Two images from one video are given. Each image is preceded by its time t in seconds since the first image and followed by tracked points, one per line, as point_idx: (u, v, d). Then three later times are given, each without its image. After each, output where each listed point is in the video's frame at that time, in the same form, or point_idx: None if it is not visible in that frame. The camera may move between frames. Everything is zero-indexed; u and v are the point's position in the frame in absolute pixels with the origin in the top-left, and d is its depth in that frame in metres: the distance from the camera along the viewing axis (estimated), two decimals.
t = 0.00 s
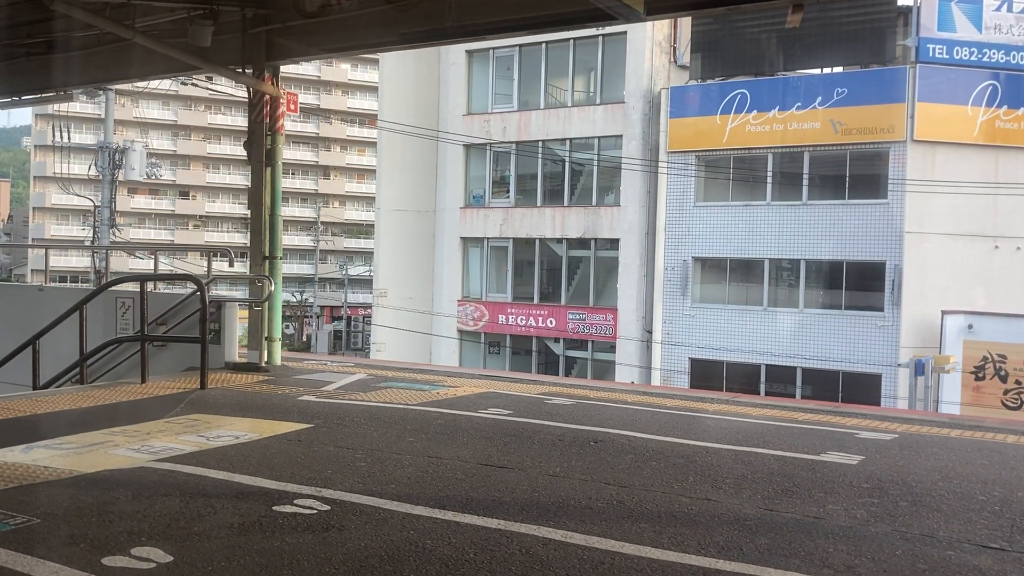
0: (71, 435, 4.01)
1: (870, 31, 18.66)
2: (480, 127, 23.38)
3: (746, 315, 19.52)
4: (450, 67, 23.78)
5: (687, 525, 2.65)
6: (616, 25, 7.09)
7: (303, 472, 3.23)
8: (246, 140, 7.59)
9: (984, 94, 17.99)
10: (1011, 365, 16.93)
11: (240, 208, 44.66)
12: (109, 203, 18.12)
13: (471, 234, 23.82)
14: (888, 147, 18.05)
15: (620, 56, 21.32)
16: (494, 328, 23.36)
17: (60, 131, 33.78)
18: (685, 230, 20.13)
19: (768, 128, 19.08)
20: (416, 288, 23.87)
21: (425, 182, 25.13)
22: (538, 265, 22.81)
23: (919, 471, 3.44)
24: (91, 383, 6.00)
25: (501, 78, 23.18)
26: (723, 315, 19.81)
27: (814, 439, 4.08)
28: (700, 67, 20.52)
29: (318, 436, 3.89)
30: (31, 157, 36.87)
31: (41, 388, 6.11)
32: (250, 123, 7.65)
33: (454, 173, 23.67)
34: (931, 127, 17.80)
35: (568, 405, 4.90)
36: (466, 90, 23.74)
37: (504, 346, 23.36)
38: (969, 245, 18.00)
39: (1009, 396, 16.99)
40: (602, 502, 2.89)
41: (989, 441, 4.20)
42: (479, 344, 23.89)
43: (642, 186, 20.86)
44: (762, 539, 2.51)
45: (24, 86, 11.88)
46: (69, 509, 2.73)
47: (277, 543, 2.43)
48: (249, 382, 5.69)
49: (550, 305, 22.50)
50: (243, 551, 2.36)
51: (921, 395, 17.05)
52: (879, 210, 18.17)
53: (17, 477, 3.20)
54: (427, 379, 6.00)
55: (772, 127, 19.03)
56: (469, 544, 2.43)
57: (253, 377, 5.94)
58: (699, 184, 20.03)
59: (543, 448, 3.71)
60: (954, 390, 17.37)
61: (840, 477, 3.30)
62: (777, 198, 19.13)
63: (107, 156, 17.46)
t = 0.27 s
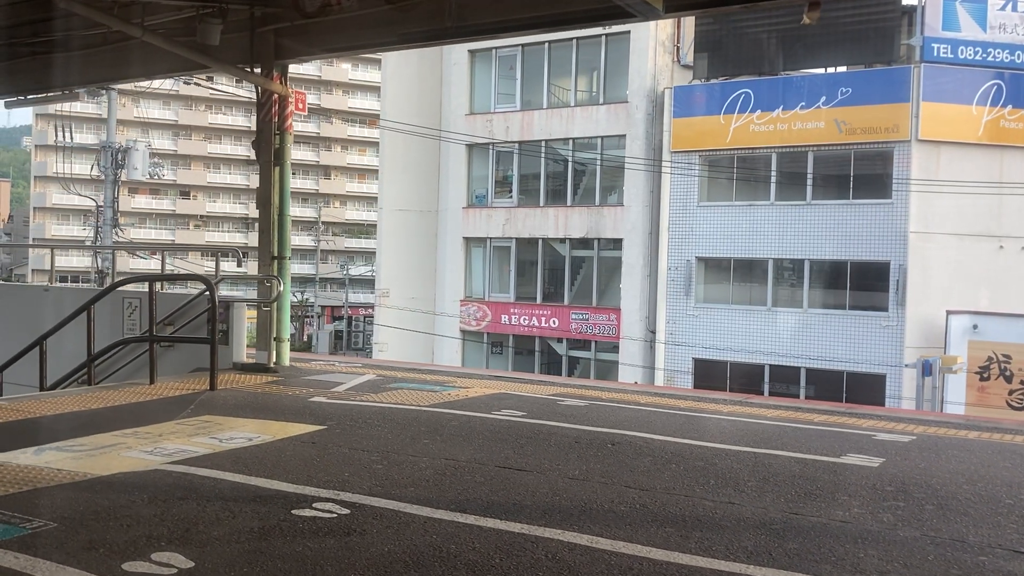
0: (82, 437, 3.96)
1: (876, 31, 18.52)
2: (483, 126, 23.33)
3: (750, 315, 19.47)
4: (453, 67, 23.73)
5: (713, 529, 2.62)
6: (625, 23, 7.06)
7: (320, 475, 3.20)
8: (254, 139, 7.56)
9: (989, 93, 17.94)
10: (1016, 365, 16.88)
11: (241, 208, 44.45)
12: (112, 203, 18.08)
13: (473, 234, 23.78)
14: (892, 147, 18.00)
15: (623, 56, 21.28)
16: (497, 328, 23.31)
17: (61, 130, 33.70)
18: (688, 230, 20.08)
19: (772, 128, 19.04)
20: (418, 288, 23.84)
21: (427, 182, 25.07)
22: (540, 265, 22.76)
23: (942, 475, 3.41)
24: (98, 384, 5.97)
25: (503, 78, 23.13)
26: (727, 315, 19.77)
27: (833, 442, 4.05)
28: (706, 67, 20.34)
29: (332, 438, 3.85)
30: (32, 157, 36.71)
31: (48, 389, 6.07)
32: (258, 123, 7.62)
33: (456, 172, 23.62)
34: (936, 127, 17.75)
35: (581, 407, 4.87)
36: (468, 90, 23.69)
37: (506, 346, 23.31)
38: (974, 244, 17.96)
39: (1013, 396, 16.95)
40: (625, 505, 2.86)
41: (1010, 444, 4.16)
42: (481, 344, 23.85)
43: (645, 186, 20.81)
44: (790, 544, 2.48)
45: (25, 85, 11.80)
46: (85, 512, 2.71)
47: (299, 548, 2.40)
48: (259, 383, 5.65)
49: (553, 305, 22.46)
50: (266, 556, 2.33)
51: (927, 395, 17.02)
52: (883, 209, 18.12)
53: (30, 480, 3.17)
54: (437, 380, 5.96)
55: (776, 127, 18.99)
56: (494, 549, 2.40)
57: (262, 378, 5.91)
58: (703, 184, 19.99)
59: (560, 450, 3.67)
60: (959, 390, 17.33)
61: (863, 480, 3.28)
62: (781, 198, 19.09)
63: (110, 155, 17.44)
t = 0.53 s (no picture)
0: (92, 438, 3.95)
1: (879, 30, 18.39)
2: (484, 126, 23.30)
3: (753, 315, 19.43)
4: (456, 66, 23.70)
5: (733, 533, 2.62)
6: (632, 22, 7.03)
7: (333, 477, 3.18)
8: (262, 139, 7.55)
9: (992, 93, 17.91)
10: (1021, 366, 16.82)
11: (241, 208, 44.27)
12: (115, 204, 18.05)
13: (475, 234, 23.76)
14: (896, 147, 17.96)
15: (626, 56, 21.25)
16: (499, 328, 23.28)
17: (62, 130, 33.69)
18: (691, 230, 20.05)
19: (775, 128, 19.01)
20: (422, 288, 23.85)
21: (429, 181, 25.02)
22: (542, 265, 22.73)
23: (961, 478, 3.39)
24: (104, 386, 5.92)
25: (505, 78, 23.11)
26: (730, 315, 19.73)
27: (849, 444, 4.03)
28: (710, 66, 20.29)
29: (343, 440, 3.82)
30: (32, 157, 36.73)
31: (54, 391, 6.04)
32: (265, 122, 7.60)
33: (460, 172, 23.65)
34: (939, 127, 17.72)
35: (591, 408, 4.83)
36: (470, 90, 23.66)
37: (509, 346, 23.27)
38: (978, 245, 17.92)
39: (1018, 396, 16.84)
40: (642, 508, 2.85)
41: None
42: (483, 344, 23.80)
43: (648, 186, 20.78)
44: (814, 548, 2.49)
45: (27, 85, 11.76)
46: (99, 516, 2.73)
47: (316, 552, 2.39)
48: (267, 384, 5.62)
49: (556, 305, 22.42)
50: (283, 561, 2.32)
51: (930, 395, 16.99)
52: (887, 209, 18.08)
53: (43, 481, 3.16)
54: (445, 381, 5.92)
55: (779, 127, 18.95)
56: (514, 553, 2.39)
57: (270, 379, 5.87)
58: (706, 184, 19.95)
59: (573, 452, 3.64)
60: (963, 390, 17.27)
61: (881, 483, 3.27)
62: (785, 198, 19.05)
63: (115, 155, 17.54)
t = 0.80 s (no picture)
0: (98, 440, 3.91)
1: (881, 30, 18.37)
2: (486, 126, 23.27)
3: (754, 316, 19.41)
4: (457, 66, 23.68)
5: (746, 535, 2.63)
6: (638, 21, 7.01)
7: (342, 479, 3.16)
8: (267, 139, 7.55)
9: (995, 93, 17.88)
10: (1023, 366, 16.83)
11: (241, 208, 44.17)
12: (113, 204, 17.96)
13: (477, 234, 23.74)
14: (898, 147, 17.94)
15: (628, 56, 21.23)
16: (500, 328, 23.26)
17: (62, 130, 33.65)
18: (693, 230, 20.03)
19: (776, 128, 18.98)
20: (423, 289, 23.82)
21: (430, 181, 25.00)
22: (544, 265, 22.71)
23: (973, 479, 3.39)
24: (108, 386, 5.90)
25: (507, 78, 23.09)
26: (731, 315, 19.72)
27: (859, 445, 4.02)
28: (714, 65, 20.29)
29: (351, 441, 3.80)
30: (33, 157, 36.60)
31: (57, 391, 6.01)
32: (270, 122, 7.58)
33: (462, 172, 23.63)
34: (942, 127, 17.70)
35: (599, 409, 4.81)
36: (472, 89, 23.63)
37: (510, 346, 23.24)
38: (980, 245, 17.90)
39: (1020, 396, 16.86)
40: (653, 511, 2.87)
41: None
42: (484, 344, 23.77)
43: (649, 186, 20.78)
44: (830, 552, 2.51)
45: (28, 84, 11.71)
46: (109, 519, 2.72)
47: (330, 555, 2.40)
48: (272, 385, 5.58)
49: (557, 305, 22.40)
50: (297, 565, 2.33)
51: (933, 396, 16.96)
52: (890, 210, 18.06)
53: (50, 484, 3.13)
54: (451, 382, 5.89)
55: (781, 127, 18.94)
56: (529, 557, 2.41)
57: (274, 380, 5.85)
58: (707, 184, 19.93)
59: (583, 453, 3.65)
60: (965, 390, 17.27)
61: (892, 483, 3.29)
62: (787, 198, 19.03)
63: (115, 155, 17.53)
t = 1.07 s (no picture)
0: (101, 441, 3.90)
1: (881, 30, 18.38)
2: (486, 126, 23.24)
3: (756, 316, 19.40)
4: (458, 66, 23.66)
5: (755, 536, 2.62)
6: (641, 21, 7.00)
7: (349, 480, 3.14)
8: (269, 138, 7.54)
9: (996, 93, 17.87)
10: None
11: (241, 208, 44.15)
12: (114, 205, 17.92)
13: (477, 234, 23.72)
14: (900, 147, 17.92)
15: (629, 55, 21.21)
16: (501, 328, 23.24)
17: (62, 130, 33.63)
18: (694, 230, 20.02)
19: (778, 128, 18.97)
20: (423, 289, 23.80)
21: (431, 181, 24.99)
22: (544, 265, 22.70)
23: (982, 480, 3.38)
24: (110, 387, 5.89)
25: (507, 78, 23.08)
26: (732, 316, 19.70)
27: (865, 446, 4.02)
28: (715, 64, 20.24)
29: (356, 442, 3.78)
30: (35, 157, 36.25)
31: (59, 392, 6.01)
32: (273, 122, 7.57)
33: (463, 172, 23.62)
34: (943, 126, 17.67)
35: (604, 410, 4.80)
36: (472, 89, 23.61)
37: (511, 346, 23.23)
38: (981, 245, 17.89)
39: (1022, 396, 16.89)
40: (661, 512, 2.85)
41: None
42: (485, 344, 23.77)
43: (650, 186, 20.76)
44: (841, 553, 2.50)
45: (29, 84, 11.67)
46: (115, 521, 2.70)
47: (339, 557, 2.39)
48: (275, 385, 5.58)
49: (558, 305, 22.39)
50: (306, 567, 2.32)
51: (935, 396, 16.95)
52: (891, 210, 18.04)
53: (54, 485, 3.11)
54: (454, 382, 5.88)
55: (782, 126, 18.92)
56: (538, 559, 2.40)
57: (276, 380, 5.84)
58: (709, 184, 19.92)
59: (588, 453, 3.63)
60: (967, 391, 17.27)
61: (900, 484, 3.28)
62: (788, 198, 19.01)
63: (116, 156, 17.51)
